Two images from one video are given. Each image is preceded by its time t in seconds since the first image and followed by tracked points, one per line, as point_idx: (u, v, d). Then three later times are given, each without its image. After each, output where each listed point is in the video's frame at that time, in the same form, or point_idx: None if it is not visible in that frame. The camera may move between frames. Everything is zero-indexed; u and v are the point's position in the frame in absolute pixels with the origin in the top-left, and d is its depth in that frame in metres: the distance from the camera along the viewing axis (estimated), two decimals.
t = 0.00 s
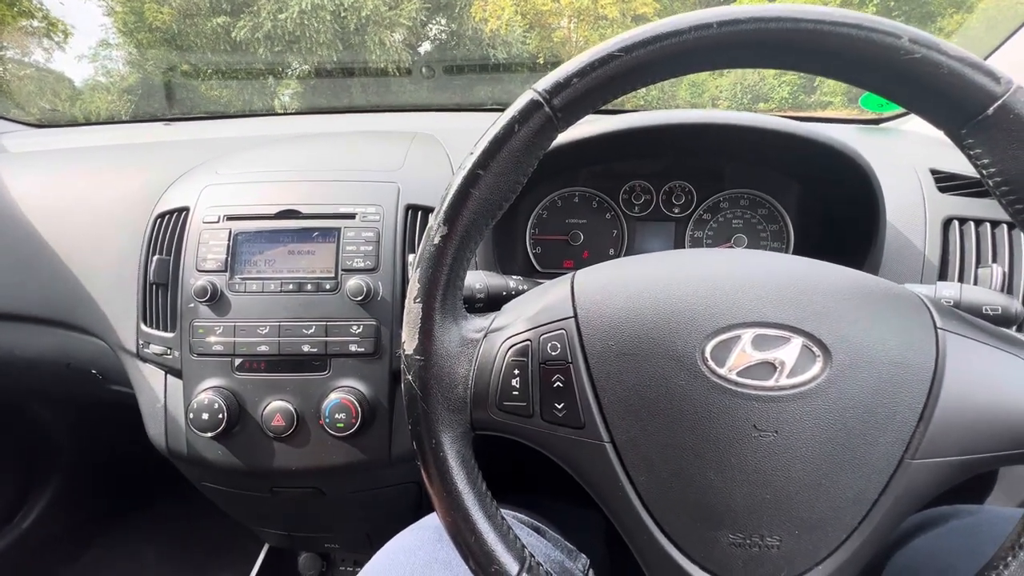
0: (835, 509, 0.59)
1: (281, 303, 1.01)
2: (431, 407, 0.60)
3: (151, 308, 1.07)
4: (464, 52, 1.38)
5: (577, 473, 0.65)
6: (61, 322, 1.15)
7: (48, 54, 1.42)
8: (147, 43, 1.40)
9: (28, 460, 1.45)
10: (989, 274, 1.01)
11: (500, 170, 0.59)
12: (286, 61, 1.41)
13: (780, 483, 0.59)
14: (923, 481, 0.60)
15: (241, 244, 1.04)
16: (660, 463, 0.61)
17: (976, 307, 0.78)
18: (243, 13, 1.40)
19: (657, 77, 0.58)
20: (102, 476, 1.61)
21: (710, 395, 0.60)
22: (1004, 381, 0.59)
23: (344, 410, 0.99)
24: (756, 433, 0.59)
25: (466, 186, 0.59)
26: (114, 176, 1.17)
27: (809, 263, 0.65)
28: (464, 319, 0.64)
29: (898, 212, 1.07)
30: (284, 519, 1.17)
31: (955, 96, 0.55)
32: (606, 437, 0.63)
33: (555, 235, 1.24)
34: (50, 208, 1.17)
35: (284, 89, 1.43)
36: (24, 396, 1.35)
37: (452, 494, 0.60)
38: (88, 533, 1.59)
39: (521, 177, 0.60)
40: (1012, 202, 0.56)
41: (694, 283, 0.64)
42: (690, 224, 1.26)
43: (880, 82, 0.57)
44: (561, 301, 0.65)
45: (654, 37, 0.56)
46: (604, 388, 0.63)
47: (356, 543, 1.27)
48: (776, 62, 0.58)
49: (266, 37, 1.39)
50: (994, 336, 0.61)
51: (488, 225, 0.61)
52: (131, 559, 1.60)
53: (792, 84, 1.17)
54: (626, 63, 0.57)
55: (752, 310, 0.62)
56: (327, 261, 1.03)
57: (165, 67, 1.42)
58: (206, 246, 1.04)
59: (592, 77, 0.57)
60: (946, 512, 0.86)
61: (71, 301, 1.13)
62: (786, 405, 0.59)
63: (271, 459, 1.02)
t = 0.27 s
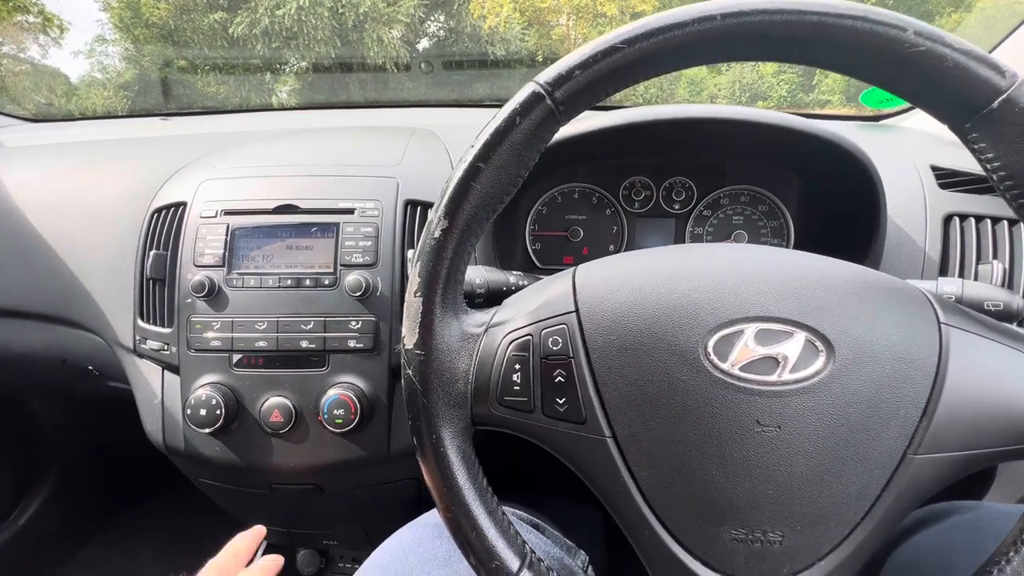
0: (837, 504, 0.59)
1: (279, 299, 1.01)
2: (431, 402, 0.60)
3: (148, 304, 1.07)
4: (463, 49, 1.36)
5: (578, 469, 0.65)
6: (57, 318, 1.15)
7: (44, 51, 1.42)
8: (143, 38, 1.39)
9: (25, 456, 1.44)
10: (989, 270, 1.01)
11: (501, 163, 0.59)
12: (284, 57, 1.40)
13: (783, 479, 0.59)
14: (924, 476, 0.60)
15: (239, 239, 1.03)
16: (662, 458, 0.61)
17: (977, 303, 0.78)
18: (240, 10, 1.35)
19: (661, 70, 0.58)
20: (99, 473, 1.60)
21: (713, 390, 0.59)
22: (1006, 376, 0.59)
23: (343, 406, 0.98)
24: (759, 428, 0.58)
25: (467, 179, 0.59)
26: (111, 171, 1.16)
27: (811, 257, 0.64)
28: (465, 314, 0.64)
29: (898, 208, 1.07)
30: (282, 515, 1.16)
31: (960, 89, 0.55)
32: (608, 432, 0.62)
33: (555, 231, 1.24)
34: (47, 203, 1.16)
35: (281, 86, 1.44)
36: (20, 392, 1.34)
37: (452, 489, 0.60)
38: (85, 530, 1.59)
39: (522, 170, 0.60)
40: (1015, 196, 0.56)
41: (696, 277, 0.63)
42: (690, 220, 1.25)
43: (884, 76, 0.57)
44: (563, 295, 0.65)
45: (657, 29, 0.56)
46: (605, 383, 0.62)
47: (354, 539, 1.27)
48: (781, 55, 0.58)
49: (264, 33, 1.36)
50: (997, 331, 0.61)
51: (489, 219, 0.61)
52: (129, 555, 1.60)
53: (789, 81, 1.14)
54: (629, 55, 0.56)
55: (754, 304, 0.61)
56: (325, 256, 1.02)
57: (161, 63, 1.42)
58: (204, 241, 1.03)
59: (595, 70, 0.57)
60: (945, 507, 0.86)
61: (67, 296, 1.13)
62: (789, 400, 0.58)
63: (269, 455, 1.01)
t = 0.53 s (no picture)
0: (847, 511, 0.57)
1: (268, 295, 0.98)
2: (423, 404, 0.57)
3: (133, 300, 1.04)
4: (460, 45, 1.33)
5: (575, 473, 0.62)
6: (41, 314, 1.11)
7: (36, 43, 1.39)
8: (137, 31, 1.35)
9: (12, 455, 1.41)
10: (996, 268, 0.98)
11: (496, 154, 0.56)
12: (279, 52, 1.37)
13: (791, 485, 0.56)
14: (938, 482, 0.57)
15: (227, 234, 1.00)
16: (664, 464, 0.58)
17: (988, 301, 0.75)
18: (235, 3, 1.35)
19: (664, 56, 0.55)
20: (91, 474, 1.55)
21: (718, 392, 0.57)
22: None
23: (334, 405, 0.95)
24: (766, 432, 0.56)
25: (461, 170, 0.56)
26: (97, 164, 1.13)
27: (821, 254, 0.62)
28: (458, 312, 0.61)
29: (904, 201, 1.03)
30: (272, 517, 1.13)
31: (978, 77, 0.52)
32: (608, 436, 0.59)
33: (553, 226, 1.21)
34: (30, 196, 1.12)
35: (278, 81, 1.39)
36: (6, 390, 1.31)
37: (445, 495, 0.57)
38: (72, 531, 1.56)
39: (518, 162, 0.58)
40: None
41: (700, 274, 0.60)
42: (690, 216, 1.23)
43: (895, 64, 0.55)
44: (562, 293, 0.62)
45: (661, 12, 0.53)
46: (605, 384, 0.59)
47: (346, 541, 1.24)
48: (791, 41, 0.55)
49: (259, 27, 1.35)
50: (1012, 331, 0.59)
51: (484, 212, 0.59)
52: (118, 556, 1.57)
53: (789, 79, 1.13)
54: (631, 40, 0.53)
55: (761, 303, 0.59)
56: (316, 252, 0.99)
57: (155, 55, 1.39)
58: (191, 235, 1.00)
59: (596, 55, 0.54)
60: (953, 510, 0.83)
61: (52, 292, 1.10)
62: (798, 403, 0.56)
63: (258, 456, 0.99)
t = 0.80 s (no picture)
0: (847, 517, 0.55)
1: (259, 292, 0.96)
2: (412, 405, 0.56)
3: (120, 297, 1.02)
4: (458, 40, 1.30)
5: (569, 477, 0.60)
6: (27, 311, 1.09)
7: (30, 36, 1.37)
8: (132, 25, 1.33)
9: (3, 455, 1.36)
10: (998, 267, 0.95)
11: (489, 148, 0.55)
12: (276, 47, 1.34)
13: (791, 491, 0.54)
14: (941, 487, 0.55)
15: (217, 229, 0.98)
16: (660, 468, 0.56)
17: (991, 301, 0.74)
18: None
19: (663, 47, 0.54)
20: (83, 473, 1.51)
21: (716, 394, 0.55)
22: None
23: (325, 405, 0.94)
24: (765, 436, 0.54)
25: (453, 164, 0.55)
26: (85, 158, 1.11)
27: (822, 253, 0.60)
28: (449, 310, 0.59)
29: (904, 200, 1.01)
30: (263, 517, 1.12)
31: (986, 71, 0.50)
32: (603, 439, 0.58)
33: (549, 223, 1.19)
34: (16, 190, 1.10)
35: (275, 76, 1.38)
36: None
37: (434, 499, 0.55)
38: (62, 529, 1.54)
39: (512, 156, 0.56)
40: None
41: (699, 272, 0.59)
42: (689, 213, 1.21)
43: (898, 57, 0.53)
44: (556, 292, 0.60)
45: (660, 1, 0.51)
46: (600, 386, 0.57)
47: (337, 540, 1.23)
48: (794, 33, 0.53)
49: (256, 22, 1.30)
50: (1018, 332, 0.57)
51: (476, 208, 0.57)
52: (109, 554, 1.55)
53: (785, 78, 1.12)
54: (629, 30, 0.52)
55: (761, 302, 0.57)
56: (307, 248, 0.97)
57: (148, 48, 1.36)
58: (180, 231, 0.98)
59: (592, 46, 0.52)
60: (952, 513, 0.82)
61: (38, 288, 1.08)
62: (799, 406, 0.54)
63: (248, 456, 0.97)
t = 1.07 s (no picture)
0: (849, 514, 0.54)
1: (256, 285, 0.95)
2: (411, 400, 0.55)
3: (116, 288, 1.01)
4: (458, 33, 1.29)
5: (569, 473, 0.59)
6: (22, 302, 1.08)
7: (25, 26, 1.36)
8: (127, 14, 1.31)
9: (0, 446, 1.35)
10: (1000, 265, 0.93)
11: (490, 139, 0.54)
12: (274, 38, 1.33)
13: (794, 488, 0.54)
14: (944, 485, 0.55)
15: (213, 221, 0.97)
16: (662, 464, 0.56)
17: (995, 297, 0.73)
18: None
19: (668, 37, 0.53)
20: (81, 465, 1.50)
21: (719, 390, 0.54)
22: None
23: (323, 399, 0.93)
24: (768, 432, 0.53)
25: (453, 155, 0.54)
26: (81, 148, 1.10)
27: (827, 248, 0.59)
28: (449, 304, 0.59)
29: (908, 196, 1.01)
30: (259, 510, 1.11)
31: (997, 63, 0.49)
32: (604, 434, 0.57)
33: (549, 218, 1.19)
34: (11, 180, 1.09)
35: (273, 68, 1.36)
36: None
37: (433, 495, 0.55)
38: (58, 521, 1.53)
39: (513, 148, 0.55)
40: None
41: (702, 267, 0.58)
42: (690, 208, 1.20)
43: (906, 49, 0.52)
44: (557, 285, 0.59)
45: None
46: (601, 381, 0.57)
47: (332, 535, 1.22)
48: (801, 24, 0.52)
49: (254, 12, 1.29)
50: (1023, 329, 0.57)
51: (477, 200, 0.56)
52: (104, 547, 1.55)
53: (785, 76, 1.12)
54: (634, 19, 0.51)
55: (765, 297, 0.56)
56: (305, 241, 0.96)
57: (144, 37, 1.34)
58: (177, 223, 0.97)
59: (596, 35, 0.51)
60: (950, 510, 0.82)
61: (33, 279, 1.07)
62: (803, 402, 0.53)
63: (245, 449, 0.96)
